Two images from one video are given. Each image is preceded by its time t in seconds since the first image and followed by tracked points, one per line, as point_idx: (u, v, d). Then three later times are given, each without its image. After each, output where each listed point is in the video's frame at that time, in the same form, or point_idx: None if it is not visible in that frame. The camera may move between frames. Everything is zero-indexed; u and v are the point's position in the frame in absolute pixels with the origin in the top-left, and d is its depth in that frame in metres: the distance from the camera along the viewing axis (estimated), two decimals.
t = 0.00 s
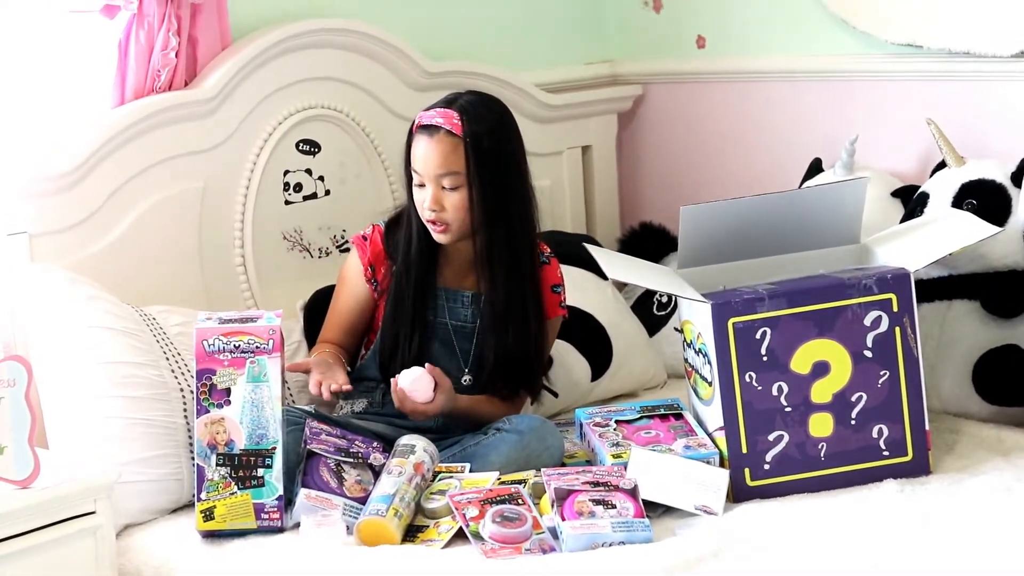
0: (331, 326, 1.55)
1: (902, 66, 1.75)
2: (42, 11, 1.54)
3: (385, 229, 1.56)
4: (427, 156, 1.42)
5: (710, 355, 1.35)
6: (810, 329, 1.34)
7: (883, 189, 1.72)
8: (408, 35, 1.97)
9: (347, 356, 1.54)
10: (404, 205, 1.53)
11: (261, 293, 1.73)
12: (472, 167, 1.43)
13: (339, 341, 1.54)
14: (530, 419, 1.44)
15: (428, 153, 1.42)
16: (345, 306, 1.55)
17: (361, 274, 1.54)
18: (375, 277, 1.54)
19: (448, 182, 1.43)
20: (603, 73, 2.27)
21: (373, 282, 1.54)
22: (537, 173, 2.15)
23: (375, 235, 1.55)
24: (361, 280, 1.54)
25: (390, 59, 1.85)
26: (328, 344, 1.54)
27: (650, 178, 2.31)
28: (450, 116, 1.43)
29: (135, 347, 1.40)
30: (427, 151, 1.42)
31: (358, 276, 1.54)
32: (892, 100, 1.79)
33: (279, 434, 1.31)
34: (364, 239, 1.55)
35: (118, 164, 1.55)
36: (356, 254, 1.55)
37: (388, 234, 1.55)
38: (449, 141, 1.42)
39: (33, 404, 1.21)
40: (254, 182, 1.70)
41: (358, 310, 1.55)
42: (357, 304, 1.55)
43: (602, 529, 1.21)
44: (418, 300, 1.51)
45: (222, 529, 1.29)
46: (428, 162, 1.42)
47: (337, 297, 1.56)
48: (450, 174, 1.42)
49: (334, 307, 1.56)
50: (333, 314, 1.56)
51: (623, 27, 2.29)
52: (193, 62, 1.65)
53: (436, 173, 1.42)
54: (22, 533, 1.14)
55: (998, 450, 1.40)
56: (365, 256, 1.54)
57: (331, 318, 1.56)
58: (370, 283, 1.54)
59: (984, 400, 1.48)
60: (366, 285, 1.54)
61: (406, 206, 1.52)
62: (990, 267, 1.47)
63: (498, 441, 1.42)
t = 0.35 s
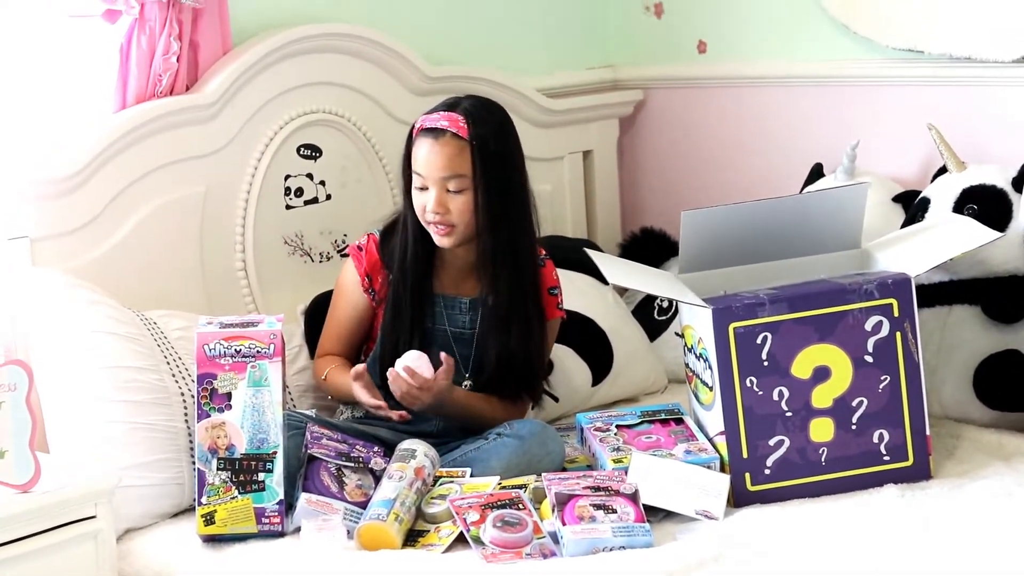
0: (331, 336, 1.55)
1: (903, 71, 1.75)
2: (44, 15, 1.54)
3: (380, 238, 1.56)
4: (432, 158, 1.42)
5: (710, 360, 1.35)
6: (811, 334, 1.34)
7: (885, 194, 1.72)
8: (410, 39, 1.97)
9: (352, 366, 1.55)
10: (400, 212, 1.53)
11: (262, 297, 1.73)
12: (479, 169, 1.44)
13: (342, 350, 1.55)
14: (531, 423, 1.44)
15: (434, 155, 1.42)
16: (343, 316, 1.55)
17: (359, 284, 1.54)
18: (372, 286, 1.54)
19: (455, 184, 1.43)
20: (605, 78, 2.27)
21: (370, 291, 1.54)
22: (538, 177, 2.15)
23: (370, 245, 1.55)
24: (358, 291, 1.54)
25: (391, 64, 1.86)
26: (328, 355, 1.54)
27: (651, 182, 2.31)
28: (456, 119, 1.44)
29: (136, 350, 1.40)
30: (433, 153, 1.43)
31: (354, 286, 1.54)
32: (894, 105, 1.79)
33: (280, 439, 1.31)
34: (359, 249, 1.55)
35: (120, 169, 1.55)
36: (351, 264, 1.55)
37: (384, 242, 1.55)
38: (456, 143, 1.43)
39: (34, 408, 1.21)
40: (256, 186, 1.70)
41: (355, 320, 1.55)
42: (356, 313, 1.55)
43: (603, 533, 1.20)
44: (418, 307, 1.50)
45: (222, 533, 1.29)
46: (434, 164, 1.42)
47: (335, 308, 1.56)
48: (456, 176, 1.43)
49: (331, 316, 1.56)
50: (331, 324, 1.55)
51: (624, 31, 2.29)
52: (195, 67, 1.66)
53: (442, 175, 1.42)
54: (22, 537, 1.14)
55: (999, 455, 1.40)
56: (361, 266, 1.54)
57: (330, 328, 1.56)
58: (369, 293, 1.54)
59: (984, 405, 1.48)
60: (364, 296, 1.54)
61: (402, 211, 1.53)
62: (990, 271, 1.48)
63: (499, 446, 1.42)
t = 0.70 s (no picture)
0: (327, 354, 1.52)
1: (902, 80, 1.75)
2: (44, 24, 1.55)
3: (365, 251, 1.53)
4: (446, 149, 1.43)
5: (710, 368, 1.35)
6: (810, 343, 1.34)
7: (884, 203, 1.72)
8: (410, 48, 1.97)
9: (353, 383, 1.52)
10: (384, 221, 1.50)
11: (262, 306, 1.73)
12: (484, 160, 1.47)
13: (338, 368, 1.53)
14: (530, 431, 1.44)
15: (447, 146, 1.44)
16: (338, 333, 1.52)
17: (351, 299, 1.51)
18: (365, 301, 1.51)
19: (467, 175, 1.45)
20: (605, 87, 2.28)
21: (365, 306, 1.51)
22: (538, 184, 2.16)
23: (358, 259, 1.52)
24: (352, 306, 1.51)
25: (391, 72, 1.86)
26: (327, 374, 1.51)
27: (651, 189, 2.31)
28: (457, 114, 1.47)
29: (136, 359, 1.40)
30: (445, 144, 1.44)
31: (347, 301, 1.51)
32: (893, 114, 1.80)
33: (279, 447, 1.31)
34: (347, 265, 1.52)
35: (119, 177, 1.55)
36: (342, 280, 1.52)
37: (369, 253, 1.53)
38: (464, 135, 1.46)
39: (34, 416, 1.21)
40: (256, 194, 1.71)
41: (350, 335, 1.52)
42: (349, 329, 1.51)
43: (602, 541, 1.21)
44: (420, 317, 1.49)
45: (222, 541, 1.29)
46: (448, 155, 1.43)
47: (328, 324, 1.53)
48: (469, 167, 1.45)
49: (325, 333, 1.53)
50: (327, 342, 1.53)
51: (623, 39, 2.30)
52: (195, 75, 1.66)
53: (456, 166, 1.44)
54: (21, 546, 1.14)
55: (998, 463, 1.40)
56: (352, 282, 1.51)
57: (325, 346, 1.53)
58: (362, 308, 1.51)
59: (985, 414, 1.48)
60: (358, 311, 1.51)
61: (387, 221, 1.50)
62: (990, 280, 1.47)
63: (499, 454, 1.42)
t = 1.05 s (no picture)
0: (323, 371, 1.52)
1: (906, 89, 1.75)
2: (49, 32, 1.55)
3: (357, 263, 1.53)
4: (443, 159, 1.45)
5: (713, 377, 1.35)
6: (813, 352, 1.34)
7: (888, 213, 1.72)
8: (414, 56, 1.97)
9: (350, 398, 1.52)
10: (373, 229, 1.51)
11: (266, 315, 1.73)
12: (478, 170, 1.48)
13: (334, 384, 1.52)
14: (532, 439, 1.44)
15: (444, 156, 1.45)
16: (333, 348, 1.51)
17: (345, 314, 1.51)
18: (359, 314, 1.51)
19: (461, 185, 1.46)
20: (608, 95, 2.28)
21: (359, 320, 1.51)
22: (541, 191, 2.16)
23: (350, 274, 1.52)
24: (346, 320, 1.51)
25: (396, 81, 1.86)
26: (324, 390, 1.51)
27: (654, 196, 2.31)
28: (453, 123, 1.48)
29: (140, 367, 1.40)
30: (443, 154, 1.45)
31: (341, 316, 1.51)
32: (896, 124, 1.80)
33: (283, 455, 1.31)
34: (339, 280, 1.53)
35: (123, 186, 1.55)
36: (334, 296, 1.52)
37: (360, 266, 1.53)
38: (460, 145, 1.47)
39: (38, 423, 1.21)
40: (259, 202, 1.71)
41: (346, 350, 1.52)
42: (345, 343, 1.51)
43: (605, 550, 1.21)
44: (409, 324, 1.49)
45: (225, 549, 1.29)
46: (445, 164, 1.45)
47: (323, 342, 1.53)
48: (464, 177, 1.46)
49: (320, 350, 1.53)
50: (322, 359, 1.52)
51: (627, 47, 2.30)
52: (199, 83, 1.66)
53: (451, 176, 1.45)
54: (25, 554, 1.14)
55: (1002, 472, 1.39)
56: (344, 296, 1.51)
57: (321, 364, 1.52)
58: (357, 322, 1.51)
59: (988, 423, 1.48)
60: (352, 325, 1.51)
61: (375, 230, 1.51)
62: (995, 289, 1.47)
63: (502, 462, 1.42)
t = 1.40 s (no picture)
0: (320, 375, 1.52)
1: (905, 90, 1.75)
2: (48, 33, 1.55)
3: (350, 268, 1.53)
4: (439, 160, 1.45)
5: (712, 379, 1.35)
6: (812, 353, 1.34)
7: (886, 214, 1.72)
8: (412, 57, 1.97)
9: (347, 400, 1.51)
10: (367, 231, 1.51)
11: (264, 316, 1.73)
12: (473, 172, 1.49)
13: (331, 387, 1.52)
14: (531, 440, 1.44)
15: (440, 157, 1.45)
16: (329, 350, 1.51)
17: (340, 317, 1.51)
18: (354, 317, 1.52)
19: (457, 187, 1.46)
20: (607, 96, 2.28)
21: (353, 323, 1.51)
22: (540, 191, 2.16)
23: (344, 278, 1.53)
24: (341, 323, 1.51)
25: (394, 82, 1.86)
26: (321, 393, 1.51)
27: (653, 197, 2.31)
28: (450, 124, 1.48)
29: (139, 369, 1.40)
30: (439, 155, 1.45)
31: (336, 319, 1.51)
32: (895, 125, 1.80)
33: (281, 456, 1.31)
34: (334, 284, 1.53)
35: (121, 187, 1.55)
36: (329, 300, 1.52)
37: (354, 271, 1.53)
38: (457, 146, 1.47)
39: (36, 424, 1.21)
40: (258, 202, 1.71)
41: (342, 352, 1.52)
42: (341, 347, 1.51)
43: (604, 551, 1.21)
44: (405, 326, 1.49)
45: (224, 550, 1.29)
46: (441, 165, 1.45)
47: (318, 346, 1.52)
48: (459, 179, 1.47)
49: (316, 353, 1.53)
50: (319, 363, 1.52)
51: (626, 47, 2.30)
52: (198, 84, 1.66)
53: (447, 177, 1.45)
54: (24, 555, 1.14)
55: (1000, 474, 1.39)
56: (339, 301, 1.51)
57: (317, 368, 1.52)
58: (352, 325, 1.51)
59: (987, 424, 1.48)
60: (347, 327, 1.51)
61: (370, 231, 1.51)
62: (993, 291, 1.47)
63: (500, 463, 1.42)
